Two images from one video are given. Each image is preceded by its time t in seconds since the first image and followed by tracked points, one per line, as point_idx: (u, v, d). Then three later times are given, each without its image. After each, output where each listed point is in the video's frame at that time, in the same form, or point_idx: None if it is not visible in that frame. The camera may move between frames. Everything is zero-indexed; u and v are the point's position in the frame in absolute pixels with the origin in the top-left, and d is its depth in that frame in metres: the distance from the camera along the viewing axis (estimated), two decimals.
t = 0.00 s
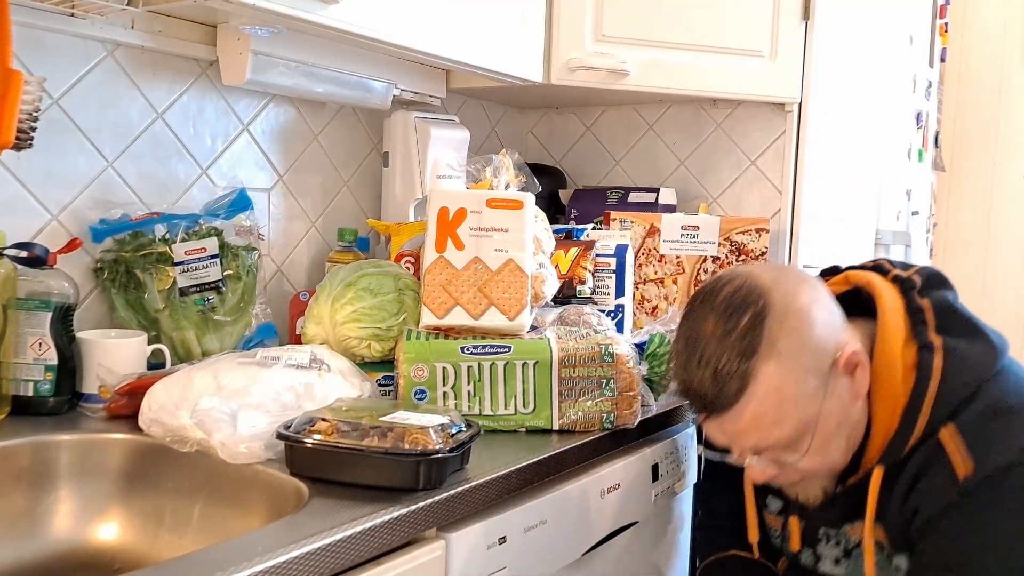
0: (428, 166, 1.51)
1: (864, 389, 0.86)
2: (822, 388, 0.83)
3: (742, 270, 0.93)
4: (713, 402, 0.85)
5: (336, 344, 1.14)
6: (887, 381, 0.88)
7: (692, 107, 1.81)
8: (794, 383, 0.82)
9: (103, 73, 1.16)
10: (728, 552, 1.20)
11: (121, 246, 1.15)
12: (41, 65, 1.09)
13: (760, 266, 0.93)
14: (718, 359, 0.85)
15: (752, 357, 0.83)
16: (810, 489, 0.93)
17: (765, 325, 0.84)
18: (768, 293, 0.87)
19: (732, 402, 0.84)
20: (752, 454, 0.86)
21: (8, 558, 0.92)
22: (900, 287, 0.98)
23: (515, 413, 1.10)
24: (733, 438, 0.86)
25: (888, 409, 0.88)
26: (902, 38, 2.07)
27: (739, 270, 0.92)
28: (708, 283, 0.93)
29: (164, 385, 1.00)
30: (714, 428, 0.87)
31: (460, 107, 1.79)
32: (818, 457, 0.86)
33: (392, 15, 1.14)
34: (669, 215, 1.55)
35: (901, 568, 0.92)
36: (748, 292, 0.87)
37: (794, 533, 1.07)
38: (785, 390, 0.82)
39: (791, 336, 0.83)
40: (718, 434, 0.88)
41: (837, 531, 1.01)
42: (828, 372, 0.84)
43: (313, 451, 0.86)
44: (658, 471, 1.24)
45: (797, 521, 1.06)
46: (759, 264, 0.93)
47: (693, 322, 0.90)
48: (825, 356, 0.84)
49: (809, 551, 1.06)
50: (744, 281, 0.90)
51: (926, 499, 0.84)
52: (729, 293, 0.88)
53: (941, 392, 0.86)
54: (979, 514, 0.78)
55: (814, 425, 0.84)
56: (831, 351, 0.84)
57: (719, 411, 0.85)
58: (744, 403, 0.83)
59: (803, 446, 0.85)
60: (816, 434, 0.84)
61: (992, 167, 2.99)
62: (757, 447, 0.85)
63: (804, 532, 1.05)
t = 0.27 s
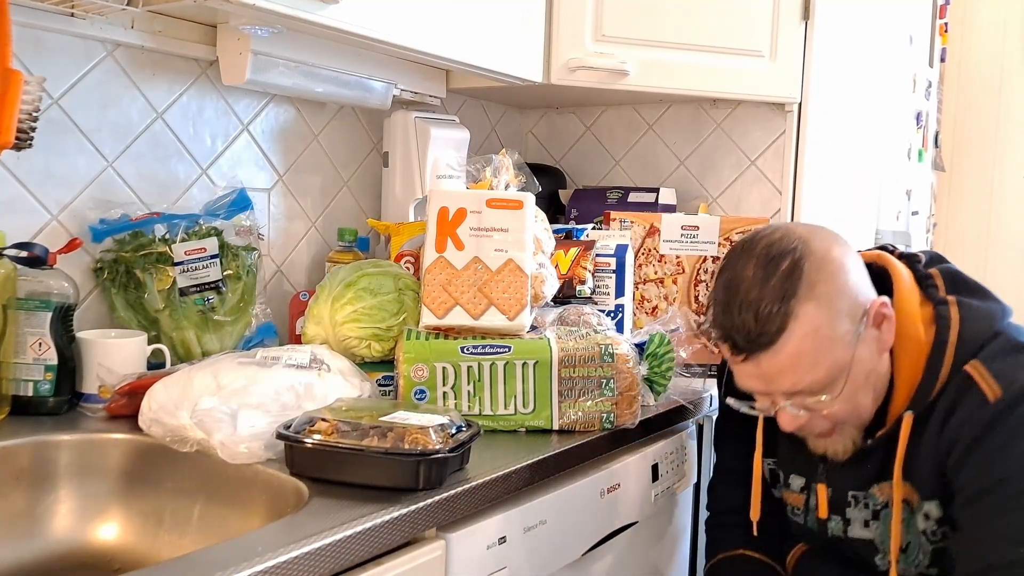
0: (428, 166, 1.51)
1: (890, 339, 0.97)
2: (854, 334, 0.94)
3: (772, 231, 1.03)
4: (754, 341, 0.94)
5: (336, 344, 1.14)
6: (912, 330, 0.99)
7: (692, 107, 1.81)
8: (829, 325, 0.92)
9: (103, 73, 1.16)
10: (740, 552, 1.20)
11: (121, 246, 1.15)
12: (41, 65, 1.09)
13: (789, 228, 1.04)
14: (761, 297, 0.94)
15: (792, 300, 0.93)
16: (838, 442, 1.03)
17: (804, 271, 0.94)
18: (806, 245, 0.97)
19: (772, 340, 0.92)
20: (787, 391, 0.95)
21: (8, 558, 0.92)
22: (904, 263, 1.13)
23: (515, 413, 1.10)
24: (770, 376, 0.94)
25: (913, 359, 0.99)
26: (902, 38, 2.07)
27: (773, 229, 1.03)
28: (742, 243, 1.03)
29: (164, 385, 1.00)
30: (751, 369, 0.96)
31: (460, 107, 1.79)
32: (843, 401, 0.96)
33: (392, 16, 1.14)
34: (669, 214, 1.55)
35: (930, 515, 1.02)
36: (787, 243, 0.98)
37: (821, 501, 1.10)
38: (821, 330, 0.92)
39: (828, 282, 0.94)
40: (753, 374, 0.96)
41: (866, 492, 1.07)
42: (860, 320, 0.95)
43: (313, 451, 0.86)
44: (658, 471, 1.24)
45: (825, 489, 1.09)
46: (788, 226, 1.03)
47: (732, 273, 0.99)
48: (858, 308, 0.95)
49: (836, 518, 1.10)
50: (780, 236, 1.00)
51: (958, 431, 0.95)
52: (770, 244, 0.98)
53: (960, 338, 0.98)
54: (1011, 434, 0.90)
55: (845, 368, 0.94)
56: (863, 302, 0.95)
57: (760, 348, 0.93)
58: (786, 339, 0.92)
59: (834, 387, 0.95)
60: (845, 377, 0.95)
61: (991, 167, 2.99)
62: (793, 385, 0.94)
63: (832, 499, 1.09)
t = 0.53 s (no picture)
0: (428, 166, 1.51)
1: (904, 337, 0.97)
2: (871, 330, 0.94)
3: (791, 221, 1.02)
4: (770, 332, 0.93)
5: (336, 344, 1.14)
6: (925, 329, 1.00)
7: (692, 107, 1.81)
8: (847, 319, 0.92)
9: (103, 73, 1.16)
10: (740, 553, 1.21)
11: (121, 246, 1.15)
12: (41, 65, 1.09)
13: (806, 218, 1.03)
14: (780, 288, 0.93)
15: (811, 292, 0.92)
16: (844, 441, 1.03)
17: (824, 264, 0.93)
18: (826, 238, 0.96)
19: (789, 332, 0.92)
20: (801, 384, 0.95)
21: (8, 558, 0.92)
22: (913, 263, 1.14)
23: (515, 413, 1.10)
24: (785, 369, 0.94)
25: (926, 359, 1.00)
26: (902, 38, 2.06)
27: (791, 219, 1.02)
28: (760, 233, 1.01)
29: (164, 384, 1.00)
30: (765, 360, 0.96)
31: (460, 107, 1.79)
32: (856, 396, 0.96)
33: (392, 16, 1.14)
34: (669, 214, 1.55)
35: (951, 516, 1.02)
36: (807, 235, 0.97)
37: (831, 500, 1.10)
38: (839, 324, 0.92)
39: (847, 276, 0.93)
40: (767, 365, 0.96)
41: (877, 492, 1.06)
42: (877, 317, 0.95)
43: (313, 451, 0.86)
44: (658, 471, 1.24)
45: (836, 487, 1.09)
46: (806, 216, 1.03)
47: (750, 263, 0.98)
48: (876, 303, 0.95)
49: (847, 518, 1.09)
50: (799, 227, 0.99)
51: (988, 442, 0.96)
52: (790, 235, 0.97)
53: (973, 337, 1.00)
54: None
55: (859, 364, 0.94)
56: (881, 298, 0.95)
57: (777, 340, 0.93)
58: (804, 332, 0.91)
59: (846, 382, 0.95)
60: (859, 373, 0.95)
61: (991, 167, 2.99)
62: (808, 379, 0.94)
63: (843, 499, 1.09)
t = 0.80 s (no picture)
0: (428, 166, 1.51)
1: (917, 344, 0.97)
2: (885, 338, 0.94)
3: (804, 225, 1.01)
4: (785, 342, 0.93)
5: (336, 344, 1.14)
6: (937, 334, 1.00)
7: (692, 107, 1.81)
8: (861, 328, 0.92)
9: (103, 73, 1.16)
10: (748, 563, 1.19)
11: (121, 246, 1.15)
12: (42, 65, 1.09)
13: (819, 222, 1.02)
14: (796, 297, 0.93)
15: (827, 300, 0.92)
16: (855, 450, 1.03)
17: (840, 272, 0.93)
18: (841, 245, 0.96)
19: (804, 342, 0.91)
20: (813, 394, 0.95)
21: (8, 558, 0.92)
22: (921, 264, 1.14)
23: (515, 413, 1.10)
24: (799, 379, 0.94)
25: (937, 364, 1.00)
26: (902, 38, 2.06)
27: (804, 224, 1.01)
28: (773, 237, 1.01)
29: (164, 385, 1.00)
30: (778, 369, 0.95)
31: (460, 107, 1.79)
32: (867, 404, 0.96)
33: (393, 16, 1.14)
34: (669, 214, 1.55)
35: (961, 525, 1.01)
36: (822, 242, 0.96)
37: (838, 507, 1.10)
38: (854, 334, 0.91)
39: (862, 284, 0.93)
40: (779, 374, 0.96)
41: (884, 500, 1.06)
42: (891, 325, 0.95)
43: (313, 451, 0.86)
44: (658, 471, 1.24)
45: (842, 494, 1.09)
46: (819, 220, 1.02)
47: (764, 268, 0.97)
48: (889, 311, 0.95)
49: (853, 524, 1.09)
50: (814, 232, 0.98)
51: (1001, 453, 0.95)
52: (805, 241, 0.97)
53: (986, 342, 0.99)
54: None
55: (873, 373, 0.94)
56: (895, 306, 0.95)
57: (792, 350, 0.92)
58: (819, 342, 0.91)
59: (860, 391, 0.95)
60: (872, 381, 0.95)
61: (992, 167, 2.99)
62: (822, 389, 0.94)
63: (849, 506, 1.09)
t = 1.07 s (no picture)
0: (428, 166, 1.51)
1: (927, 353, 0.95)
2: (898, 350, 0.91)
3: (815, 233, 0.99)
4: (798, 356, 0.90)
5: (336, 344, 1.14)
6: (943, 344, 0.97)
7: (692, 107, 1.81)
8: (875, 341, 0.89)
9: (103, 73, 1.16)
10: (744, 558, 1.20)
11: (121, 246, 1.15)
12: (42, 65, 1.09)
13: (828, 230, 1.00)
14: (809, 310, 0.90)
15: (841, 313, 0.89)
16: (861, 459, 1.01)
17: (854, 283, 0.90)
18: (854, 254, 0.93)
19: (818, 356, 0.89)
20: (825, 408, 0.92)
21: (8, 558, 0.92)
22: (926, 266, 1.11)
23: (515, 413, 1.10)
24: (811, 393, 0.91)
25: (942, 373, 0.97)
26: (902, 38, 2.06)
27: (813, 232, 0.98)
28: (784, 246, 0.98)
29: (164, 385, 1.00)
30: (789, 382, 0.93)
31: (460, 107, 1.79)
32: (879, 417, 0.94)
33: (393, 16, 1.14)
34: (669, 214, 1.55)
35: (961, 534, 1.01)
36: (834, 252, 0.93)
37: (838, 512, 1.09)
38: (868, 347, 0.89)
39: (876, 296, 0.90)
40: (790, 387, 0.93)
41: (884, 506, 1.05)
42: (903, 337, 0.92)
43: (313, 451, 0.86)
44: (658, 471, 1.24)
45: (843, 499, 1.08)
46: (828, 228, 0.99)
47: (775, 279, 0.94)
48: (903, 321, 0.92)
49: (853, 530, 1.09)
50: (825, 242, 0.95)
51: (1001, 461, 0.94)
52: (816, 251, 0.94)
53: (990, 351, 0.97)
54: None
55: (885, 386, 0.92)
56: (909, 317, 0.93)
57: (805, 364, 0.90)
58: (833, 356, 0.88)
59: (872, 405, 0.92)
60: (885, 394, 0.92)
61: (992, 166, 2.98)
62: (834, 403, 0.91)
63: (849, 511, 1.08)
